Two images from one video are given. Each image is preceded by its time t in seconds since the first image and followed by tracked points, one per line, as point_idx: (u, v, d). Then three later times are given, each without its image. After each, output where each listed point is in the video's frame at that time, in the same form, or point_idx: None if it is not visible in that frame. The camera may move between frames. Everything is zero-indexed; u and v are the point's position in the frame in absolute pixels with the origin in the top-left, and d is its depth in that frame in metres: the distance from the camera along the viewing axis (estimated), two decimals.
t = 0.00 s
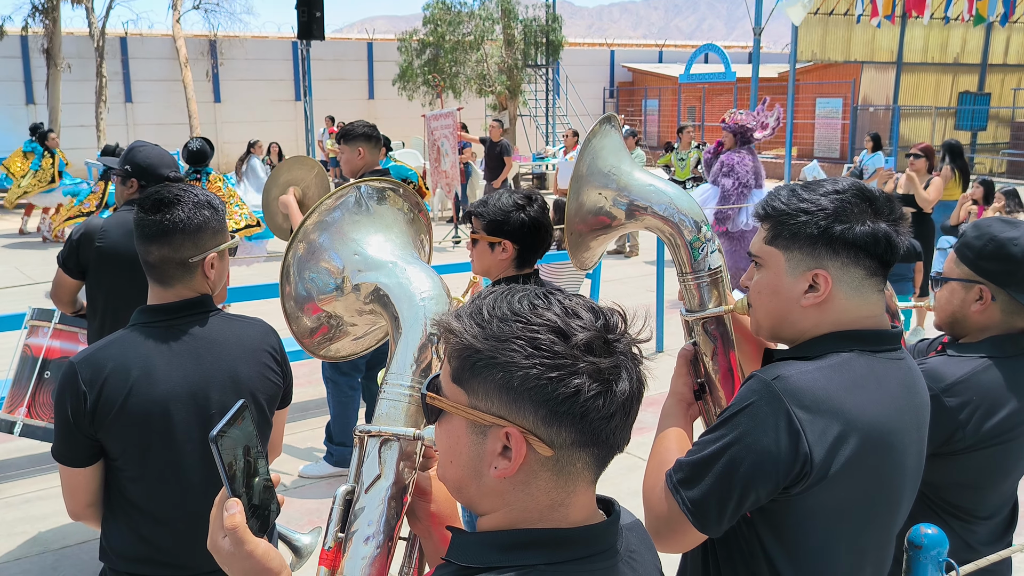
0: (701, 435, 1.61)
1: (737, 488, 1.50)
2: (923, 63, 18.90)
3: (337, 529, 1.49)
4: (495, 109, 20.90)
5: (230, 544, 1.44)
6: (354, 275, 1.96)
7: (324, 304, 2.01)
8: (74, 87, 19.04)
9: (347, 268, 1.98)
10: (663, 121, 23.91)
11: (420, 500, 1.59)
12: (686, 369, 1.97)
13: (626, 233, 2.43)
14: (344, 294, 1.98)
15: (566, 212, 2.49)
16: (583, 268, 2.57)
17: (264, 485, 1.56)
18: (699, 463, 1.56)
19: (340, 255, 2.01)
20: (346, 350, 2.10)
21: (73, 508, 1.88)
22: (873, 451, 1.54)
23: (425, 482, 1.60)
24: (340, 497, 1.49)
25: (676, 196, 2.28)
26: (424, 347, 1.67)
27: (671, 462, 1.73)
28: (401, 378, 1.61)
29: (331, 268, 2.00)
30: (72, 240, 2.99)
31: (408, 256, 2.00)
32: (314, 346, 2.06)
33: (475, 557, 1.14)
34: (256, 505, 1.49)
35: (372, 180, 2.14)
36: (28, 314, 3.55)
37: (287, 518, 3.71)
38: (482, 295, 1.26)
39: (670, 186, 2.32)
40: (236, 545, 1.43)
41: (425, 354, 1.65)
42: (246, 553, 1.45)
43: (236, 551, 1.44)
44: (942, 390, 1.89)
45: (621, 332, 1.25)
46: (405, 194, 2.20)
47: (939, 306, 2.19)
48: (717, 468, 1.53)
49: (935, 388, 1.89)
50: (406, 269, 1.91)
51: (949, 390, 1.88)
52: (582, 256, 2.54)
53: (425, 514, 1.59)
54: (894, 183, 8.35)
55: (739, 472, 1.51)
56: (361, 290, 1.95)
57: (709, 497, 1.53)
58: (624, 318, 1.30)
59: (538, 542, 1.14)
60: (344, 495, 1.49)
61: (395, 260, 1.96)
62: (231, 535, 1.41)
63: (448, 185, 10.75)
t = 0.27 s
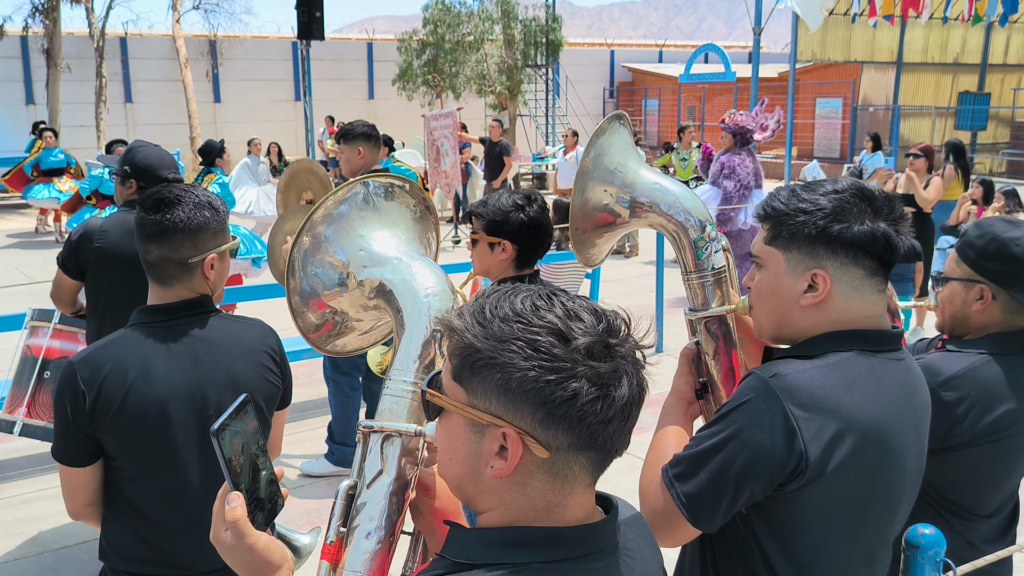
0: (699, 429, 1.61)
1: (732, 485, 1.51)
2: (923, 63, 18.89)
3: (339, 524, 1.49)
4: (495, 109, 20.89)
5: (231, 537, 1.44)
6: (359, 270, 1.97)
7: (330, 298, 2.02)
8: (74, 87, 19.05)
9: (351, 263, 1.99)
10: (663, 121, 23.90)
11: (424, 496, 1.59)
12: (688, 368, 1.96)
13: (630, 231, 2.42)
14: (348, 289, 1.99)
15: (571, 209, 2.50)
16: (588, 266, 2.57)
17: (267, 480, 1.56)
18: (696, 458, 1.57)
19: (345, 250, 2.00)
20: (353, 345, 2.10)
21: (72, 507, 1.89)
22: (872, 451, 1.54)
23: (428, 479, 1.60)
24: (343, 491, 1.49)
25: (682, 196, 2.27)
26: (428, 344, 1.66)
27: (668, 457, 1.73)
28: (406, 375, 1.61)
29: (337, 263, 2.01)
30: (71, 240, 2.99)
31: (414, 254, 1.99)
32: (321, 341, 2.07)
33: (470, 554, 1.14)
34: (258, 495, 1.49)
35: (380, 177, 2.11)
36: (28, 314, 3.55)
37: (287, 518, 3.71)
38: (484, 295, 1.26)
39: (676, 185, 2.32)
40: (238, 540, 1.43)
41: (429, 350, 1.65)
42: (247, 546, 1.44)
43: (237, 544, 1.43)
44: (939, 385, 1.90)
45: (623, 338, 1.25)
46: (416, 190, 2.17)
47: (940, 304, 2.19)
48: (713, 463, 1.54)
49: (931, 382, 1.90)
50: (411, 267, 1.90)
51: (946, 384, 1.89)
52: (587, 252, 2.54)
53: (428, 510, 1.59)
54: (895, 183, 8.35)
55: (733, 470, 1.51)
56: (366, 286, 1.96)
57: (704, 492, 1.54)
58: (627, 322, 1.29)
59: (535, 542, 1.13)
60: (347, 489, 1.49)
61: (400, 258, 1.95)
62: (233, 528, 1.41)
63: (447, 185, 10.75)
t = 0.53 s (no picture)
0: (701, 429, 1.61)
1: (733, 486, 1.51)
2: (923, 63, 18.88)
3: (340, 525, 1.48)
4: (495, 109, 20.88)
5: (233, 540, 1.45)
6: (358, 270, 1.96)
7: (329, 299, 2.02)
8: (74, 88, 19.05)
9: (351, 264, 1.99)
10: (663, 121, 23.89)
11: (424, 497, 1.59)
12: (692, 370, 1.97)
13: (633, 232, 2.42)
14: (347, 289, 1.99)
15: (573, 211, 2.49)
16: (592, 267, 2.57)
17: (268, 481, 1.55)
18: (697, 458, 1.57)
19: (345, 250, 2.00)
20: (352, 346, 2.09)
21: (65, 510, 1.90)
22: (874, 452, 1.53)
23: (429, 480, 1.59)
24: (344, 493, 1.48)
25: (686, 196, 2.27)
26: (428, 344, 1.66)
27: (671, 457, 1.74)
28: (405, 376, 1.61)
29: (336, 264, 2.00)
30: (69, 240, 2.99)
31: (413, 255, 1.99)
32: (321, 341, 2.07)
33: (471, 556, 1.14)
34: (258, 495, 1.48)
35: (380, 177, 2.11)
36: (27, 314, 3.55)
37: (285, 519, 3.71)
38: (484, 296, 1.26)
39: (679, 186, 2.32)
40: (240, 541, 1.44)
41: (429, 351, 1.64)
42: (250, 549, 1.45)
43: (239, 547, 1.44)
44: (943, 386, 1.89)
45: (624, 338, 1.25)
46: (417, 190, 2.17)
47: (943, 305, 2.19)
48: (714, 464, 1.54)
49: (935, 383, 1.90)
50: (411, 268, 1.90)
51: (951, 386, 1.89)
52: (592, 254, 2.53)
53: (429, 512, 1.58)
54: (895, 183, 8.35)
55: (732, 471, 1.52)
56: (366, 285, 1.95)
57: (704, 494, 1.54)
58: (629, 324, 1.28)
59: (536, 545, 1.13)
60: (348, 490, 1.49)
61: (399, 258, 1.95)
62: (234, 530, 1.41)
63: (447, 185, 10.75)
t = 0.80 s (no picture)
0: (703, 431, 1.62)
1: (735, 486, 1.52)
2: (922, 63, 18.88)
3: (337, 528, 1.48)
4: (494, 108, 20.88)
5: (232, 544, 1.43)
6: (352, 270, 1.96)
7: (322, 299, 2.01)
8: (73, 88, 19.05)
9: (346, 263, 1.98)
10: (662, 121, 23.90)
11: (420, 498, 1.58)
12: (692, 372, 1.97)
13: (632, 233, 2.42)
14: (343, 289, 1.98)
15: (572, 211, 2.50)
16: (590, 268, 2.57)
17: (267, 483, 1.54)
18: (700, 460, 1.58)
19: (340, 251, 2.00)
20: (343, 345, 2.09)
21: (66, 512, 1.89)
22: (878, 451, 1.54)
23: (425, 480, 1.59)
24: (341, 495, 1.47)
25: (685, 198, 2.27)
26: (424, 345, 1.66)
27: (673, 460, 1.74)
28: (402, 377, 1.60)
29: (330, 263, 2.00)
30: (67, 241, 2.98)
31: (407, 253, 2.00)
32: (312, 341, 2.05)
33: (477, 556, 1.14)
34: (257, 496, 1.47)
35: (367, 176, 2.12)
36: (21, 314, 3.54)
37: (284, 519, 3.71)
38: (488, 295, 1.26)
39: (678, 187, 2.31)
40: (240, 546, 1.42)
41: (425, 351, 1.65)
42: (249, 554, 1.43)
43: (239, 552, 1.42)
44: (946, 382, 1.90)
45: (628, 335, 1.25)
46: (403, 189, 2.19)
47: (947, 304, 2.18)
48: (716, 466, 1.55)
49: (937, 380, 1.90)
50: (406, 267, 1.89)
51: (954, 382, 1.89)
52: (592, 256, 2.54)
53: (423, 512, 1.58)
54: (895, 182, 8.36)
55: (736, 472, 1.52)
56: (361, 285, 1.95)
57: (708, 495, 1.55)
58: (631, 321, 1.29)
59: (542, 544, 1.13)
60: (345, 492, 1.47)
61: (394, 257, 1.95)
62: (234, 536, 1.39)
63: (446, 185, 10.75)
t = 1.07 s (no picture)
0: (705, 434, 1.62)
1: (739, 487, 1.52)
2: (922, 63, 18.87)
3: (339, 529, 1.48)
4: (494, 109, 20.87)
5: (234, 548, 1.41)
6: (350, 271, 1.96)
7: (318, 301, 2.01)
8: (73, 88, 19.05)
9: (343, 265, 1.98)
10: (662, 120, 23.88)
11: (418, 499, 1.58)
12: (692, 372, 1.96)
13: (632, 232, 2.42)
14: (340, 292, 1.98)
15: (572, 211, 2.49)
16: (590, 268, 2.56)
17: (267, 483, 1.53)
18: (703, 462, 1.58)
19: (337, 253, 2.00)
20: (337, 346, 2.09)
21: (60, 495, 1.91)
22: (881, 450, 1.54)
23: (423, 481, 1.59)
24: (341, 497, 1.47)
25: (686, 197, 2.27)
26: (422, 346, 1.67)
27: (673, 462, 1.75)
28: (401, 377, 1.60)
29: (326, 264, 2.00)
30: (65, 242, 2.98)
31: (404, 254, 2.00)
32: (305, 342, 2.05)
33: (482, 555, 1.14)
34: (258, 497, 1.46)
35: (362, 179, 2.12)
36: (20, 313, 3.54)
37: (284, 518, 3.71)
38: (490, 294, 1.26)
39: (679, 186, 2.32)
40: (242, 550, 1.40)
41: (424, 353, 1.66)
42: (251, 557, 1.41)
43: (240, 555, 1.41)
44: (948, 384, 1.89)
45: (630, 331, 1.26)
46: (398, 190, 2.20)
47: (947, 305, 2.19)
48: (720, 467, 1.55)
49: (940, 381, 1.90)
50: (403, 267, 1.89)
51: (956, 384, 1.89)
52: (591, 256, 2.54)
53: (421, 514, 1.58)
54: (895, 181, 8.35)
55: (741, 473, 1.52)
56: (358, 287, 1.94)
57: (711, 497, 1.55)
58: (632, 317, 1.29)
59: (547, 541, 1.13)
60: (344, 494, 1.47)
61: (391, 258, 1.95)
62: (235, 539, 1.38)
63: (446, 185, 10.75)
